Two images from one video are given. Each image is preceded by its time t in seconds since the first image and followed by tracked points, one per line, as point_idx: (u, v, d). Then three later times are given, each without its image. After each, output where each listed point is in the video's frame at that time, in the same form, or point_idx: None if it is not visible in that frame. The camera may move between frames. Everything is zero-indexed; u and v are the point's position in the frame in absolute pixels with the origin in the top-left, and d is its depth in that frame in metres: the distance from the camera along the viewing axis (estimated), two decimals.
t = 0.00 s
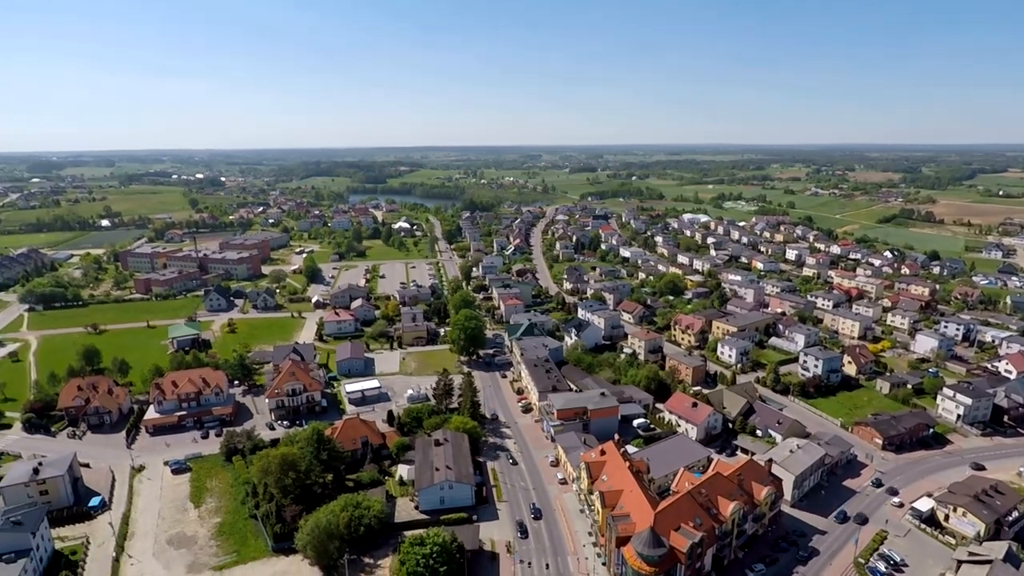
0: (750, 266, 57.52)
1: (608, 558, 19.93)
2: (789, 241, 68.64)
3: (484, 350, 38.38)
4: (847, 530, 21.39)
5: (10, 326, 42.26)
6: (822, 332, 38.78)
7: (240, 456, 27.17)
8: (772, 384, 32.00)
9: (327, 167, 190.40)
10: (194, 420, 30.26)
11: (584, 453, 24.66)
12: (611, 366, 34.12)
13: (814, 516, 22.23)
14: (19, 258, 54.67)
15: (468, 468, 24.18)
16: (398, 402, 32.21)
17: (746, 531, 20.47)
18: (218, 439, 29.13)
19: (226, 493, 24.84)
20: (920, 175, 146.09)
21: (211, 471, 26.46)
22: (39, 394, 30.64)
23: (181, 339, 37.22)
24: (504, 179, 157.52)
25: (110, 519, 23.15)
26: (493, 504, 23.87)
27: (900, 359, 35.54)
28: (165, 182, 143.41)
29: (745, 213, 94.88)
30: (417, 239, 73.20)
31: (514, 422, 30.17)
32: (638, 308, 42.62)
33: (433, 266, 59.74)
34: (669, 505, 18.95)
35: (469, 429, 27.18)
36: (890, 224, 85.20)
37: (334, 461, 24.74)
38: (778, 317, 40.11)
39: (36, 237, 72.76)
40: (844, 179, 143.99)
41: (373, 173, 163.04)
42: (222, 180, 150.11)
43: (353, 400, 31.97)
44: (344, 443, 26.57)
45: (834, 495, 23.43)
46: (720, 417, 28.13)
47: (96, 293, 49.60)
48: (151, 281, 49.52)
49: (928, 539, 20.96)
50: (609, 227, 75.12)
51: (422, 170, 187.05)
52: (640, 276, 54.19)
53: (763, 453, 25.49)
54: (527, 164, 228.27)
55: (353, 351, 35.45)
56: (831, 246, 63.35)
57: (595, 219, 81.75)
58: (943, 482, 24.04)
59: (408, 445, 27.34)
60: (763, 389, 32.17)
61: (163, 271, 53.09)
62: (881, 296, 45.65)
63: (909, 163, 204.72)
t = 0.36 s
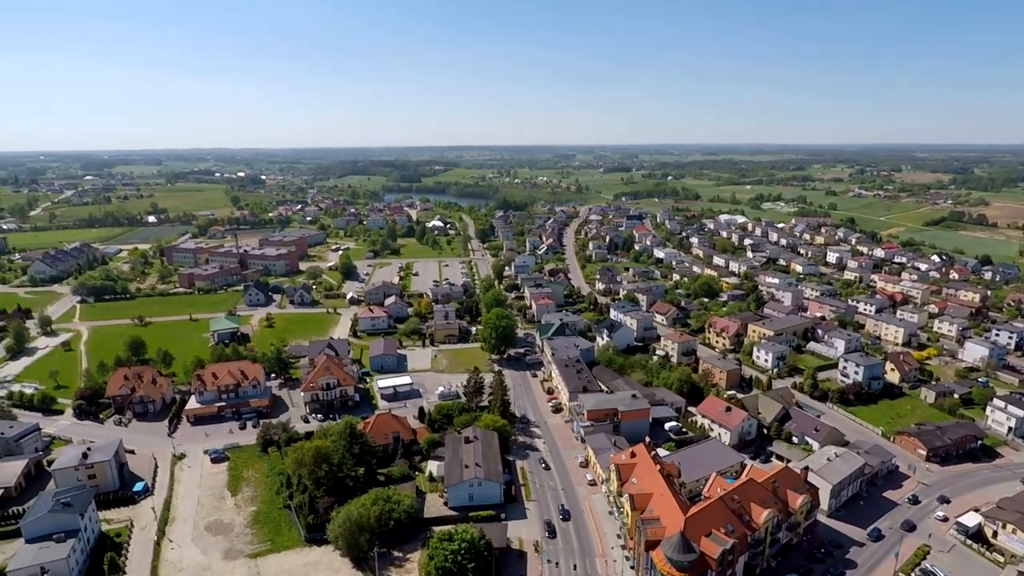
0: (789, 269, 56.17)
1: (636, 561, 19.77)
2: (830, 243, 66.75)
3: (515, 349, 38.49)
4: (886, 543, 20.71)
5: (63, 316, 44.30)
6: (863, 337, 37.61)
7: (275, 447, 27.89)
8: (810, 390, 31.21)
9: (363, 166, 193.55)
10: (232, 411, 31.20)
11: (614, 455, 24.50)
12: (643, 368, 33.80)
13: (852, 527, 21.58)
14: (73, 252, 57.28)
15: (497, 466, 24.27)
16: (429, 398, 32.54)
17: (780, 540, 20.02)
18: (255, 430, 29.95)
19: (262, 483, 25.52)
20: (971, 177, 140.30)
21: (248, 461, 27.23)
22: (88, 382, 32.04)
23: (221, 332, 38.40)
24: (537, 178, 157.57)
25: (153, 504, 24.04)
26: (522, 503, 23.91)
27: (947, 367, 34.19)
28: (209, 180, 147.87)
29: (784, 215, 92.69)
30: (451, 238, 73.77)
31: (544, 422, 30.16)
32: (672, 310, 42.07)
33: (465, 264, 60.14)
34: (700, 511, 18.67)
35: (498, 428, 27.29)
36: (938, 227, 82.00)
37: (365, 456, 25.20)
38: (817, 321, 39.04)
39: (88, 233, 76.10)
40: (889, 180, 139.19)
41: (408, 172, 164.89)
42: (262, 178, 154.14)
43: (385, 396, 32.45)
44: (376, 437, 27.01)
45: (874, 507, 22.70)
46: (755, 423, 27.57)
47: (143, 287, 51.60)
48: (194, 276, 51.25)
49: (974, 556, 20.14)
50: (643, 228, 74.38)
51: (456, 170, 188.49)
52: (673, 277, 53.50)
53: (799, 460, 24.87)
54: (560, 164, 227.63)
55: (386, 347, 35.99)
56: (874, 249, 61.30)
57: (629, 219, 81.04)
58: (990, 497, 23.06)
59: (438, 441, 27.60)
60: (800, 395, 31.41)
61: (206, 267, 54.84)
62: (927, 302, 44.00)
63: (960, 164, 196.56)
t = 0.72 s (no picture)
0: (830, 272, 54.60)
1: (666, 566, 19.54)
2: (875, 246, 64.63)
3: (547, 349, 38.47)
4: (930, 558, 19.94)
5: (113, 308, 46.24)
6: (909, 344, 36.30)
7: (310, 440, 28.55)
8: (850, 398, 30.30)
9: (399, 166, 196.08)
10: (270, 404, 32.07)
11: (646, 458, 24.27)
12: (676, 371, 33.36)
13: (894, 540, 20.86)
14: (123, 246, 59.72)
15: (527, 465, 24.32)
16: (460, 396, 32.81)
17: (816, 550, 19.48)
18: (291, 422, 30.72)
19: (296, 475, 26.14)
20: None
21: (284, 452, 27.94)
22: (136, 372, 33.38)
23: (260, 326, 39.50)
24: (572, 178, 157.08)
25: (193, 491, 24.90)
26: (551, 503, 23.90)
27: (999, 377, 32.71)
28: (250, 178, 151.99)
29: (826, 216, 90.10)
30: (484, 237, 74.16)
31: (574, 422, 30.07)
32: (707, 312, 41.38)
33: (499, 263, 60.39)
34: (733, 517, 18.32)
35: (529, 427, 27.32)
36: (992, 231, 78.47)
37: (397, 451, 25.68)
38: (859, 326, 37.84)
39: (137, 228, 79.24)
40: (940, 181, 133.79)
41: (443, 171, 166.41)
42: (302, 177, 157.81)
43: (417, 392, 32.87)
44: (408, 433, 27.39)
45: (917, 520, 21.89)
46: (792, 430, 26.91)
47: (188, 281, 53.46)
48: (236, 271, 52.83)
49: None
50: (679, 228, 73.32)
51: (491, 169, 189.33)
52: (709, 279, 52.63)
53: (838, 469, 24.17)
54: (594, 163, 226.31)
55: (419, 345, 36.43)
56: (922, 253, 59.04)
57: (664, 219, 80.03)
58: None
59: (468, 439, 27.80)
60: (840, 402, 30.52)
61: (247, 262, 56.44)
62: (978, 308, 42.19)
63: (1015, 164, 187.83)
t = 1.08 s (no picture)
0: (874, 276, 52.85)
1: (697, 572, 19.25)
2: (923, 250, 62.26)
3: (578, 349, 38.34)
4: None
5: (159, 301, 48.05)
6: (957, 352, 34.87)
7: (344, 433, 29.12)
8: (894, 406, 29.29)
9: (434, 164, 197.92)
10: (305, 396, 32.83)
11: (677, 461, 23.96)
12: (710, 374, 32.84)
13: (937, 555, 20.08)
14: (169, 241, 61.95)
15: (557, 464, 24.29)
16: (491, 394, 32.97)
17: (854, 562, 18.90)
18: (326, 415, 31.38)
19: (330, 467, 26.69)
20: None
21: (318, 445, 28.57)
22: (179, 362, 34.60)
23: (298, 320, 40.47)
24: (606, 178, 156.05)
25: (231, 479, 25.67)
26: (580, 504, 23.82)
27: None
28: (290, 176, 155.78)
29: (871, 218, 87.21)
30: (518, 236, 74.30)
31: (605, 423, 29.89)
32: (743, 315, 40.55)
33: (532, 262, 60.43)
34: (767, 525, 17.92)
35: (559, 427, 27.29)
36: None
37: (427, 447, 25.94)
38: (904, 333, 36.53)
39: (183, 224, 82.09)
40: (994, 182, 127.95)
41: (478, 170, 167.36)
42: (340, 175, 160.80)
43: (448, 389, 33.16)
44: (439, 429, 27.68)
45: (963, 536, 21.03)
46: (830, 437, 26.19)
47: (229, 276, 55.13)
48: (275, 267, 54.20)
49: None
50: (716, 229, 72.05)
51: (525, 168, 189.52)
52: (746, 282, 51.57)
53: (879, 480, 23.41)
54: (629, 163, 224.23)
55: (451, 342, 36.74)
56: (974, 258, 56.58)
57: (701, 220, 78.73)
58: None
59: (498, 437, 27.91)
60: (882, 411, 29.55)
61: (285, 258, 57.87)
62: None
63: None
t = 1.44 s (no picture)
0: (921, 281, 50.94)
1: None
2: (975, 254, 59.70)
3: (610, 350, 38.10)
4: None
5: (202, 295, 49.71)
6: (1010, 362, 33.34)
7: (376, 427, 29.61)
8: (940, 416, 28.19)
9: (469, 164, 199.33)
10: (340, 391, 33.51)
11: (710, 466, 23.59)
12: (745, 378, 32.21)
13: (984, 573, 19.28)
14: (212, 237, 63.97)
15: (586, 465, 24.20)
16: (521, 392, 33.03)
17: None
18: (359, 410, 31.97)
19: (362, 461, 27.17)
20: None
21: (352, 438, 29.13)
22: (220, 354, 35.73)
23: (333, 316, 41.31)
24: (642, 178, 154.46)
25: (268, 469, 26.39)
26: (610, 505, 23.66)
27: None
28: (328, 175, 158.83)
29: (919, 221, 84.00)
30: (551, 235, 74.20)
31: (636, 426, 29.62)
32: (781, 319, 39.62)
33: (565, 262, 60.28)
34: (804, 535, 17.49)
35: (590, 427, 27.17)
36: None
37: (457, 444, 26.16)
38: (952, 340, 35.11)
39: (226, 221, 84.64)
40: None
41: (512, 170, 167.70)
42: (377, 174, 163.29)
43: (479, 387, 33.38)
44: (470, 426, 27.87)
45: (1013, 554, 20.14)
46: (872, 446, 25.38)
47: (269, 271, 56.64)
48: (312, 263, 55.45)
49: None
50: (754, 231, 70.54)
51: (559, 168, 189.08)
52: (785, 285, 50.38)
53: (923, 492, 22.60)
54: (665, 163, 221.35)
55: (482, 340, 36.94)
56: None
57: (738, 221, 77.22)
58: None
59: (528, 436, 27.96)
60: (928, 421, 28.48)
61: (322, 255, 59.12)
62: None
63: None
